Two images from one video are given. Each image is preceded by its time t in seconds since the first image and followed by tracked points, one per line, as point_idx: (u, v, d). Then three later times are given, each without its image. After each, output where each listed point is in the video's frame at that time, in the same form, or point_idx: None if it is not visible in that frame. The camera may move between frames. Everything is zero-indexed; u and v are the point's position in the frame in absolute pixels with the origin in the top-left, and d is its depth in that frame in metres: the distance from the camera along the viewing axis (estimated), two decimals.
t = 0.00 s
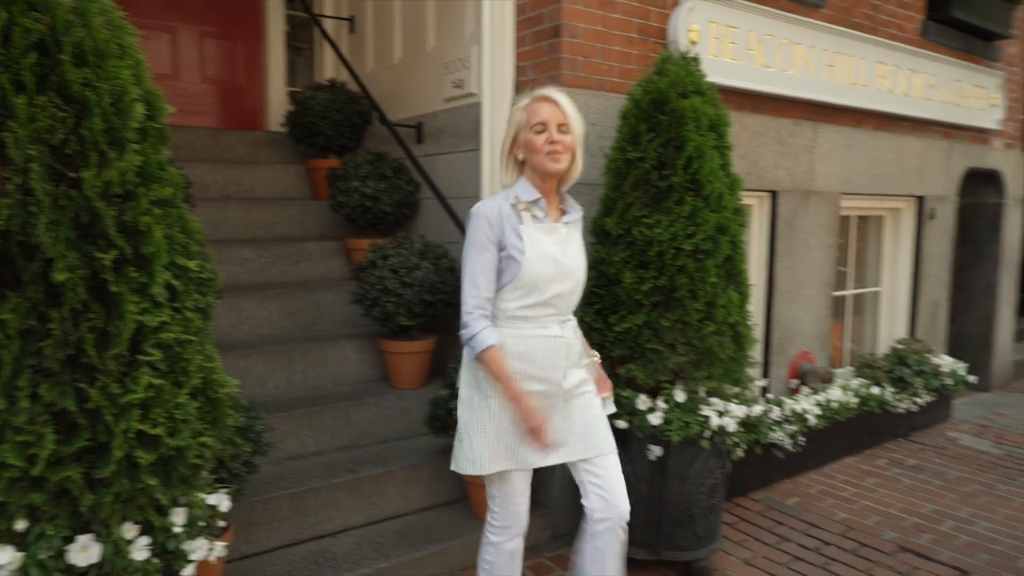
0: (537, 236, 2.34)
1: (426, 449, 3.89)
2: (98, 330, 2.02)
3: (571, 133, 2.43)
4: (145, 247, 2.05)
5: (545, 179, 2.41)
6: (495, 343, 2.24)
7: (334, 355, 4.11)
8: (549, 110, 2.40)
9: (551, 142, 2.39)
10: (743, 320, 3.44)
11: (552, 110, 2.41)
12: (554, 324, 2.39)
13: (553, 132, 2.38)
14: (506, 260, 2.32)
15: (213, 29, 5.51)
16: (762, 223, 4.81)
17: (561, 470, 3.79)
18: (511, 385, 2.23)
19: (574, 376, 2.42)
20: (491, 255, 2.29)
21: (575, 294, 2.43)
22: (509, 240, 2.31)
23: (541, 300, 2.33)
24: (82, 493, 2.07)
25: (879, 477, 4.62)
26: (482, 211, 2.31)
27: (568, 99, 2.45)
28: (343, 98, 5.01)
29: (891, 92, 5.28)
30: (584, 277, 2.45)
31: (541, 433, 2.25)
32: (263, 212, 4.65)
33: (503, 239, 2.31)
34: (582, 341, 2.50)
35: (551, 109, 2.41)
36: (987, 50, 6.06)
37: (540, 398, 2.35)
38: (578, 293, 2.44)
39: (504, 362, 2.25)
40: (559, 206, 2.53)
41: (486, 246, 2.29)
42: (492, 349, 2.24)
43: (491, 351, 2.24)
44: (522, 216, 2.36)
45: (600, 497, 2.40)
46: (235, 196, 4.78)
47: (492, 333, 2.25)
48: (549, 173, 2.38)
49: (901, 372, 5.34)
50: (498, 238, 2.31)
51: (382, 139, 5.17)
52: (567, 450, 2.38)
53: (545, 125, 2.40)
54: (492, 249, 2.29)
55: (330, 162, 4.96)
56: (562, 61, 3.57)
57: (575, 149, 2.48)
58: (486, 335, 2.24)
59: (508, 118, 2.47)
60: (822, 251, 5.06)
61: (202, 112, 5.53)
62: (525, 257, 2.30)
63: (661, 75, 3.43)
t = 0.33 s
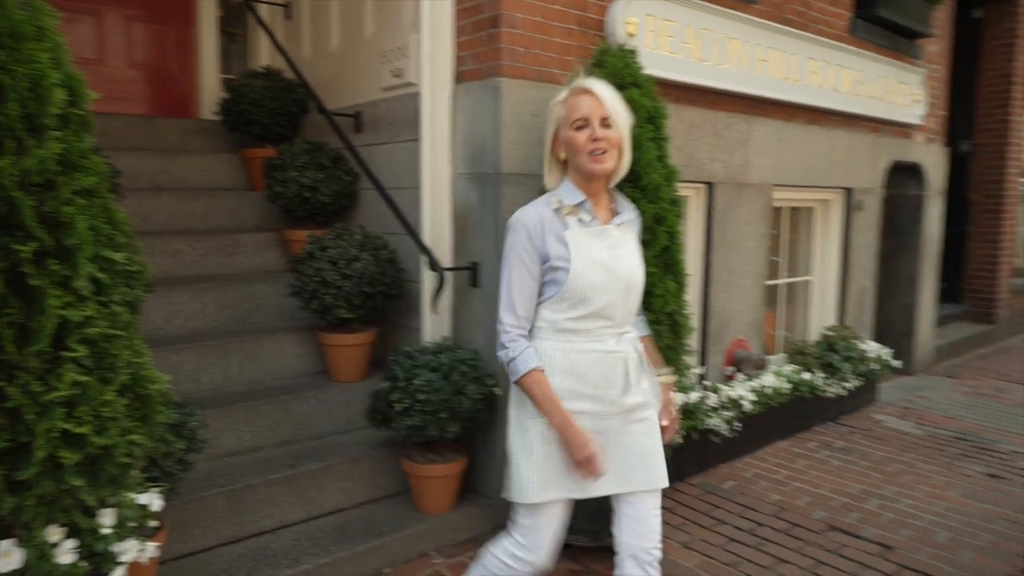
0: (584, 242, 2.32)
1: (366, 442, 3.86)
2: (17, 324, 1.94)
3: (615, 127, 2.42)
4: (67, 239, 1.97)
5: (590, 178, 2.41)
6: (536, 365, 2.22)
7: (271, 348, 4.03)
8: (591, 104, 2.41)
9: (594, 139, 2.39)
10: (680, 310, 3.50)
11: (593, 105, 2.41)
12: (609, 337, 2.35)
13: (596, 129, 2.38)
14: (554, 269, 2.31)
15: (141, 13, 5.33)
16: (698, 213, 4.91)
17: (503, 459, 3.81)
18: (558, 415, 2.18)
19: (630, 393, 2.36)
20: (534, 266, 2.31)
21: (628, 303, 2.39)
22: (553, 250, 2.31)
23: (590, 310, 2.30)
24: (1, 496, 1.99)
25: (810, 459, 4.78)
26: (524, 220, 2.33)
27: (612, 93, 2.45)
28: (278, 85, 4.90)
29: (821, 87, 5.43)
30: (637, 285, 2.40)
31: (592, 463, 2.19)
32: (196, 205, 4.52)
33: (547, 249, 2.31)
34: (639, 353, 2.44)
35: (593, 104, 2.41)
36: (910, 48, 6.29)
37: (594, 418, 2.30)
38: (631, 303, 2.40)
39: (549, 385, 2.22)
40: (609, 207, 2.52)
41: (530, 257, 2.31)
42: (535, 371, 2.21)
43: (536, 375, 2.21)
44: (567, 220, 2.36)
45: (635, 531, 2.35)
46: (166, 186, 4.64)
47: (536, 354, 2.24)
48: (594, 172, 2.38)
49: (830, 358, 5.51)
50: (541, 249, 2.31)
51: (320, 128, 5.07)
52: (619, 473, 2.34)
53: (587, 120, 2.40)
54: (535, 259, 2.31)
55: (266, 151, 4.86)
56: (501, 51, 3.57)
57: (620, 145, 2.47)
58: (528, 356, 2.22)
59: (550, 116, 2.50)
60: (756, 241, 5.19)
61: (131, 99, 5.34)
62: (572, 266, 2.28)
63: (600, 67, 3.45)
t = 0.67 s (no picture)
0: (600, 238, 2.02)
1: (304, 441, 3.80)
2: None
3: (644, 117, 2.06)
4: None
5: (613, 172, 2.08)
6: (516, 366, 2.00)
7: (203, 347, 3.92)
8: (617, 89, 2.04)
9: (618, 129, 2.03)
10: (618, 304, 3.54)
11: (622, 90, 2.04)
12: (626, 343, 2.10)
13: (621, 118, 2.02)
14: (559, 266, 2.03)
15: None
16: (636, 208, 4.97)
17: (444, 454, 3.80)
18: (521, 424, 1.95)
19: (644, 401, 2.15)
20: (539, 260, 2.04)
21: (646, 307, 2.12)
22: (563, 245, 2.02)
23: (602, 316, 2.04)
24: None
25: (745, 447, 4.90)
26: (533, 210, 2.05)
27: (644, 76, 2.07)
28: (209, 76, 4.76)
29: (753, 84, 5.56)
30: (659, 285, 2.13)
31: (547, 486, 1.92)
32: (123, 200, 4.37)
33: (555, 243, 2.03)
34: (659, 357, 2.20)
35: (620, 89, 2.04)
36: (837, 47, 6.49)
37: (607, 429, 2.08)
38: (652, 305, 2.14)
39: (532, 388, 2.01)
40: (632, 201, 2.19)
41: (533, 250, 2.04)
42: (512, 373, 1.99)
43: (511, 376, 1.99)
44: (582, 214, 2.06)
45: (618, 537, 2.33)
46: (90, 179, 4.47)
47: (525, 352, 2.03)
48: (616, 166, 2.04)
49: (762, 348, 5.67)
50: (550, 241, 2.03)
51: (253, 120, 4.95)
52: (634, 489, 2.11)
53: (612, 108, 2.04)
54: (541, 253, 2.04)
55: (197, 144, 4.72)
56: (438, 44, 3.54)
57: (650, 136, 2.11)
58: (511, 354, 2.01)
59: (572, 98, 2.14)
60: (692, 235, 5.28)
61: (53, 89, 5.13)
62: (581, 264, 2.00)
63: (538, 61, 3.45)
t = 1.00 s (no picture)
0: (602, 250, 1.89)
1: (240, 447, 3.71)
2: None
3: (641, 119, 1.95)
4: None
5: (611, 178, 1.96)
6: (531, 399, 1.87)
7: (132, 352, 3.80)
8: (612, 90, 1.93)
9: (616, 131, 1.92)
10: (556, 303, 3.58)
11: (617, 90, 1.93)
12: (632, 363, 1.96)
13: (619, 120, 1.91)
14: (563, 282, 1.88)
15: None
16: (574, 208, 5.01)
17: (384, 456, 3.76)
18: (543, 465, 1.84)
19: (657, 426, 1.98)
20: (541, 277, 1.88)
21: (652, 322, 1.98)
22: (564, 259, 1.87)
23: (607, 334, 1.89)
24: None
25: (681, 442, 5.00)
26: (529, 222, 1.90)
27: (636, 75, 1.97)
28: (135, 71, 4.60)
29: (686, 87, 5.67)
30: (666, 298, 1.99)
31: (574, 525, 1.84)
32: (44, 199, 4.20)
33: (557, 258, 1.88)
34: (668, 376, 2.05)
35: (615, 89, 1.93)
36: (766, 52, 6.67)
37: (620, 459, 1.91)
38: (659, 320, 2.00)
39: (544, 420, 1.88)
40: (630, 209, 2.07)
41: (534, 267, 1.88)
42: (527, 406, 1.86)
43: (529, 408, 1.86)
44: (582, 225, 1.92)
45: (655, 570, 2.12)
46: (8, 178, 4.28)
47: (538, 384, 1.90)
48: (616, 171, 1.92)
49: (698, 345, 5.79)
50: (551, 257, 1.88)
51: (183, 117, 4.81)
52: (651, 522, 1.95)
53: (608, 110, 1.93)
54: (543, 269, 1.88)
55: (123, 142, 4.56)
56: (375, 43, 3.51)
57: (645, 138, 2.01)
58: (525, 386, 1.87)
59: (562, 101, 2.01)
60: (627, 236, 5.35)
61: None
62: (586, 280, 1.86)
63: (475, 62, 3.45)
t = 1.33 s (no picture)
0: (587, 250, 1.86)
1: (184, 453, 3.63)
2: None
3: (643, 116, 1.91)
4: None
5: (607, 174, 1.92)
6: (507, 393, 1.87)
7: (69, 356, 3.68)
8: (616, 84, 1.89)
9: (616, 126, 1.88)
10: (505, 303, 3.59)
11: (621, 84, 1.89)
12: (614, 365, 1.91)
13: (619, 116, 1.88)
14: (547, 280, 1.87)
15: None
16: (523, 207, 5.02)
17: (334, 458, 3.72)
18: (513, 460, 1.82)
19: (637, 431, 1.91)
20: (525, 274, 1.88)
21: (638, 325, 1.91)
22: (547, 258, 1.86)
23: (586, 334, 1.87)
24: None
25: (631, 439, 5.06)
26: (518, 219, 1.90)
27: (645, 70, 1.92)
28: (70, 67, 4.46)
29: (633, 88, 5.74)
30: (655, 301, 1.92)
31: (534, 526, 1.80)
32: None
33: (543, 255, 1.87)
34: (658, 381, 1.96)
35: (619, 83, 1.90)
36: (710, 54, 6.79)
37: (588, 458, 1.90)
38: (648, 322, 1.92)
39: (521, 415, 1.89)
40: (630, 207, 2.02)
41: (521, 263, 1.88)
42: (503, 402, 1.85)
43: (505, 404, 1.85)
44: (570, 223, 1.90)
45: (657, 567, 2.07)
46: None
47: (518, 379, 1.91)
48: (611, 167, 1.88)
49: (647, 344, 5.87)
50: (535, 254, 1.87)
51: (121, 115, 4.67)
52: (620, 523, 1.94)
53: (610, 104, 1.89)
54: (527, 266, 1.88)
55: (58, 139, 4.42)
56: (320, 40, 3.47)
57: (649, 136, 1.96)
58: (503, 380, 1.88)
59: (566, 92, 1.98)
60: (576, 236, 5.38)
61: None
62: (564, 277, 1.84)
63: (423, 61, 3.44)
